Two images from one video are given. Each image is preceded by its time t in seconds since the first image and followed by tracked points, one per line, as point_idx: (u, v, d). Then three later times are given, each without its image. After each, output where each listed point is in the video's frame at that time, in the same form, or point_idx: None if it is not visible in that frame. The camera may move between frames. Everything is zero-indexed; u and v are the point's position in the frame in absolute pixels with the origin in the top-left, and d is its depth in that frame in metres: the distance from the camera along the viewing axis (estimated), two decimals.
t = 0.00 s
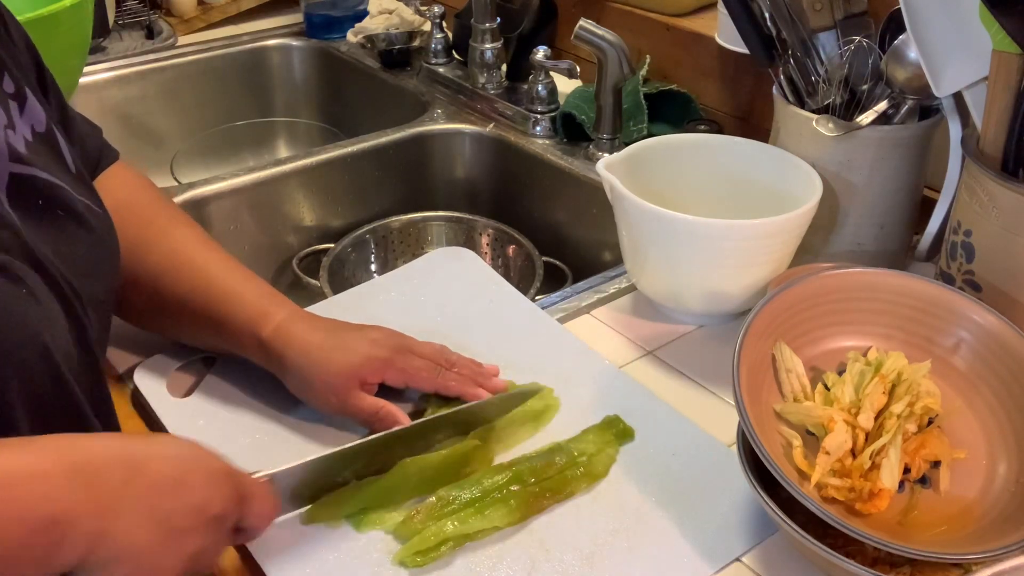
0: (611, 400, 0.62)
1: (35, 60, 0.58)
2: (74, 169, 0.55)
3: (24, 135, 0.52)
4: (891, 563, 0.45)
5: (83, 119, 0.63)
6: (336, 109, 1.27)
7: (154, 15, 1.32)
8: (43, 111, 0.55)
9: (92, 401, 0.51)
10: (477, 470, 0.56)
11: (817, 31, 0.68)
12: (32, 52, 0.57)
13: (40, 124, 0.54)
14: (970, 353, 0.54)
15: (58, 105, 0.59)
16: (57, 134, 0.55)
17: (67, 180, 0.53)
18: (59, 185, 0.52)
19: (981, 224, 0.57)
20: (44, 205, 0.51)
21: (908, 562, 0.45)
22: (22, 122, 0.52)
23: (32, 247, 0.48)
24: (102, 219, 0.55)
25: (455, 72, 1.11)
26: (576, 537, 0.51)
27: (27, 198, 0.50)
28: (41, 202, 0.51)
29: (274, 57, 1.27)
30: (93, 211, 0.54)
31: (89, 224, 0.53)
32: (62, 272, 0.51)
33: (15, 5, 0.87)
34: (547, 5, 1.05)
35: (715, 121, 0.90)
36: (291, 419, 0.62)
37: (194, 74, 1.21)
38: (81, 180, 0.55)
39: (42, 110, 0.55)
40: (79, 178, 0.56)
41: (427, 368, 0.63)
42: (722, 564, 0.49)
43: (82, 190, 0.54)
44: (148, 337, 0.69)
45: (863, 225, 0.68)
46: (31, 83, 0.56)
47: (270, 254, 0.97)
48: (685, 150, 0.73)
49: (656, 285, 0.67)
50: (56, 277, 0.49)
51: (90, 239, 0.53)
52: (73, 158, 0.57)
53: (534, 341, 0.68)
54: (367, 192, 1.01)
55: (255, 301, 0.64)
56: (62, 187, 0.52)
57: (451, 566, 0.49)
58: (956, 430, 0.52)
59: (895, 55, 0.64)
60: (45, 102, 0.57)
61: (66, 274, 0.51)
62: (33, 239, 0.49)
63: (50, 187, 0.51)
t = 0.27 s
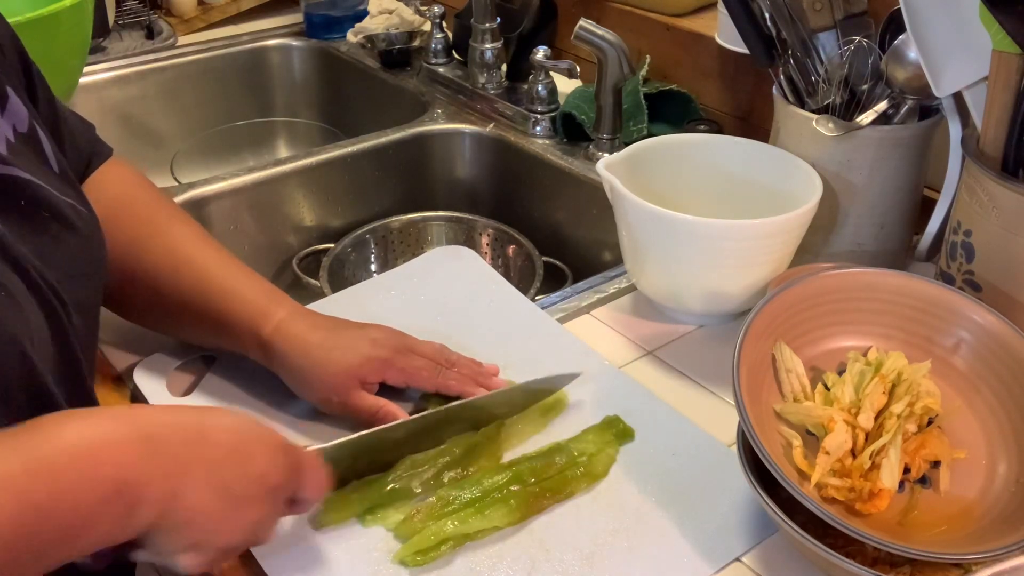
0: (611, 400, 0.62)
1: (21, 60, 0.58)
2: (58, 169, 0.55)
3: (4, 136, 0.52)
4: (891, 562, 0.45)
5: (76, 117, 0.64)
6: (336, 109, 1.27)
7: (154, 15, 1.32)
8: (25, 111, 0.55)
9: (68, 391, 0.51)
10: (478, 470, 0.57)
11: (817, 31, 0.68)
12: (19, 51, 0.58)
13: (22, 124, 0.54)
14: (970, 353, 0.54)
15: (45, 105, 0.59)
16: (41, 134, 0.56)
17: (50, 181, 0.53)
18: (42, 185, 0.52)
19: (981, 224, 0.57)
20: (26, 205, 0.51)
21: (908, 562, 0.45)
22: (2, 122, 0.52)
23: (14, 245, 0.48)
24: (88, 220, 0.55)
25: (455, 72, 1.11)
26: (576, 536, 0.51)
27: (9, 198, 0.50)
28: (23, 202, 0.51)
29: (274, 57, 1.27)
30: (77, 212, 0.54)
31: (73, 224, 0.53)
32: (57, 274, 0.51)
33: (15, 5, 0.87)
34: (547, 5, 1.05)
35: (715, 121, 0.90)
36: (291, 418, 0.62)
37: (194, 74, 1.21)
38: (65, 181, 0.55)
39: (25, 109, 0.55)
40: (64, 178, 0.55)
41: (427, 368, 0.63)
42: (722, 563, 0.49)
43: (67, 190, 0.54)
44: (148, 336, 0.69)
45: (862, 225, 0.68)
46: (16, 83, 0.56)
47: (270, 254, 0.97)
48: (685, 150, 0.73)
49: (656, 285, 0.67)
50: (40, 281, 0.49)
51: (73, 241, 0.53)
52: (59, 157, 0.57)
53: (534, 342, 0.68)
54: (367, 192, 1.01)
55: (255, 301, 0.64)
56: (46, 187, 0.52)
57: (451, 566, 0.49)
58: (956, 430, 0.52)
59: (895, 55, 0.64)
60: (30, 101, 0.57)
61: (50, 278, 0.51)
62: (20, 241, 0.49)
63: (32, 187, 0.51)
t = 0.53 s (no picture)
0: (611, 400, 0.62)
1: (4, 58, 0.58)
2: (46, 158, 0.55)
3: None
4: (891, 563, 0.45)
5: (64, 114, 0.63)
6: (336, 110, 1.27)
7: (154, 15, 1.32)
8: (10, 103, 0.55)
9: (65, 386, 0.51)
10: (478, 470, 0.57)
11: (817, 31, 0.68)
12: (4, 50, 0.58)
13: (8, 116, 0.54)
14: (970, 353, 0.54)
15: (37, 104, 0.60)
16: (28, 126, 0.56)
17: (38, 170, 0.53)
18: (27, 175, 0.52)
19: (981, 224, 0.57)
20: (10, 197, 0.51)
21: (908, 562, 0.45)
22: None
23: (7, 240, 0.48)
24: (78, 211, 0.55)
25: (455, 72, 1.11)
26: (576, 536, 0.51)
27: None
28: (9, 193, 0.51)
29: (274, 57, 1.27)
30: (66, 201, 0.54)
31: (62, 213, 0.53)
32: (51, 270, 0.51)
33: (15, 6, 0.87)
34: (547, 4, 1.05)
35: (715, 121, 0.90)
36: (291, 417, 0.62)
37: (194, 74, 1.21)
38: (54, 170, 0.55)
39: (11, 101, 0.55)
40: (54, 168, 0.55)
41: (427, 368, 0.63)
42: (722, 563, 0.49)
43: (56, 180, 0.54)
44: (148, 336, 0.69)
45: (863, 225, 0.68)
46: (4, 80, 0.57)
47: (270, 254, 0.97)
48: (685, 150, 0.73)
49: (656, 284, 0.67)
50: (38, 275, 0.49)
51: (63, 234, 0.53)
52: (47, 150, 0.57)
53: (534, 341, 0.68)
54: (367, 192, 1.01)
55: (255, 301, 0.64)
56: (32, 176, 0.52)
57: (451, 567, 0.49)
58: (956, 430, 0.52)
59: (895, 55, 0.64)
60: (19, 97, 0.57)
61: (41, 265, 0.51)
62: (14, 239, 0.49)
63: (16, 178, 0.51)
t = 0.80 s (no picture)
0: (611, 400, 0.61)
1: None
2: (35, 157, 0.55)
3: None
4: (891, 563, 0.45)
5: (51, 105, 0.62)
6: (336, 110, 1.27)
7: (154, 15, 1.32)
8: None
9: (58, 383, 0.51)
10: (478, 470, 0.57)
11: (817, 31, 0.68)
12: None
13: None
14: (970, 353, 0.54)
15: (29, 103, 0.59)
16: (17, 123, 0.55)
17: (27, 170, 0.53)
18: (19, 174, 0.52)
19: (981, 224, 0.57)
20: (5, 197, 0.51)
21: (908, 562, 0.45)
22: None
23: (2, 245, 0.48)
24: (68, 210, 0.55)
25: (455, 72, 1.11)
26: (575, 536, 0.51)
27: None
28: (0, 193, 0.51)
29: (274, 57, 1.27)
30: (57, 200, 0.54)
31: (54, 213, 0.53)
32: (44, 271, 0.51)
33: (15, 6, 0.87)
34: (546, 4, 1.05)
35: (715, 121, 0.90)
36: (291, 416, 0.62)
37: (194, 74, 1.21)
38: (42, 169, 0.55)
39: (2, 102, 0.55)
40: (42, 167, 0.55)
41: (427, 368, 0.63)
42: (722, 563, 0.49)
43: (45, 179, 0.54)
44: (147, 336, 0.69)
45: (863, 225, 0.68)
46: None
47: (270, 254, 0.97)
48: (685, 150, 0.73)
49: (656, 285, 0.67)
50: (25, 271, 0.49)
51: (56, 234, 0.53)
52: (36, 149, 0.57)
53: (533, 340, 0.68)
54: (367, 192, 1.01)
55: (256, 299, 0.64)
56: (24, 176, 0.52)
57: (451, 566, 0.49)
58: (956, 430, 0.52)
59: (895, 55, 0.64)
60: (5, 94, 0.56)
61: (33, 265, 0.50)
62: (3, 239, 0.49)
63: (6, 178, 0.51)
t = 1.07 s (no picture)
0: (612, 400, 0.61)
1: None
2: (36, 153, 0.55)
3: None
4: (891, 563, 0.45)
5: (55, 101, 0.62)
6: (336, 110, 1.27)
7: (154, 15, 1.32)
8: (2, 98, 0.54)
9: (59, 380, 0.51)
10: (478, 470, 0.57)
11: (817, 31, 0.68)
12: None
13: None
14: (970, 353, 0.54)
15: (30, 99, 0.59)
16: (19, 120, 0.55)
17: (28, 167, 0.53)
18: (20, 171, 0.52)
19: (981, 224, 0.57)
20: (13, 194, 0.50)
21: (908, 562, 0.45)
22: None
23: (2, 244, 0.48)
24: (69, 207, 0.54)
25: (455, 72, 1.11)
26: (575, 536, 0.51)
27: None
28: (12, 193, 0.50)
29: (274, 57, 1.27)
30: (58, 195, 0.54)
31: (55, 209, 0.53)
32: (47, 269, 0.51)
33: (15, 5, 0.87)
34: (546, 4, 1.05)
35: (715, 121, 0.90)
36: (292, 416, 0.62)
37: (194, 74, 1.21)
38: (43, 166, 0.55)
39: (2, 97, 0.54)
40: (43, 163, 0.55)
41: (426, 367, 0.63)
42: (722, 564, 0.49)
43: (46, 175, 0.54)
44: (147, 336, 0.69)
45: (863, 225, 0.68)
46: None
47: (270, 253, 0.97)
48: (685, 150, 0.73)
49: (656, 285, 0.67)
50: (28, 269, 0.49)
51: (58, 231, 0.53)
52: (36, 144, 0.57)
53: (533, 340, 0.68)
54: (367, 192, 1.01)
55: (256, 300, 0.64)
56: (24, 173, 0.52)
57: (451, 566, 0.49)
58: (956, 430, 0.52)
59: (895, 55, 0.64)
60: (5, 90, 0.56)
61: (34, 263, 0.50)
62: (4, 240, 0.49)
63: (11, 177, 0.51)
